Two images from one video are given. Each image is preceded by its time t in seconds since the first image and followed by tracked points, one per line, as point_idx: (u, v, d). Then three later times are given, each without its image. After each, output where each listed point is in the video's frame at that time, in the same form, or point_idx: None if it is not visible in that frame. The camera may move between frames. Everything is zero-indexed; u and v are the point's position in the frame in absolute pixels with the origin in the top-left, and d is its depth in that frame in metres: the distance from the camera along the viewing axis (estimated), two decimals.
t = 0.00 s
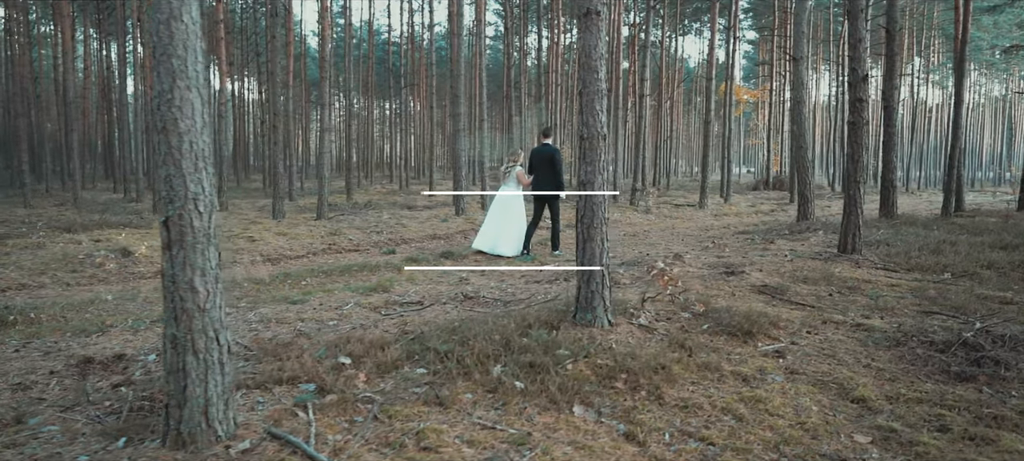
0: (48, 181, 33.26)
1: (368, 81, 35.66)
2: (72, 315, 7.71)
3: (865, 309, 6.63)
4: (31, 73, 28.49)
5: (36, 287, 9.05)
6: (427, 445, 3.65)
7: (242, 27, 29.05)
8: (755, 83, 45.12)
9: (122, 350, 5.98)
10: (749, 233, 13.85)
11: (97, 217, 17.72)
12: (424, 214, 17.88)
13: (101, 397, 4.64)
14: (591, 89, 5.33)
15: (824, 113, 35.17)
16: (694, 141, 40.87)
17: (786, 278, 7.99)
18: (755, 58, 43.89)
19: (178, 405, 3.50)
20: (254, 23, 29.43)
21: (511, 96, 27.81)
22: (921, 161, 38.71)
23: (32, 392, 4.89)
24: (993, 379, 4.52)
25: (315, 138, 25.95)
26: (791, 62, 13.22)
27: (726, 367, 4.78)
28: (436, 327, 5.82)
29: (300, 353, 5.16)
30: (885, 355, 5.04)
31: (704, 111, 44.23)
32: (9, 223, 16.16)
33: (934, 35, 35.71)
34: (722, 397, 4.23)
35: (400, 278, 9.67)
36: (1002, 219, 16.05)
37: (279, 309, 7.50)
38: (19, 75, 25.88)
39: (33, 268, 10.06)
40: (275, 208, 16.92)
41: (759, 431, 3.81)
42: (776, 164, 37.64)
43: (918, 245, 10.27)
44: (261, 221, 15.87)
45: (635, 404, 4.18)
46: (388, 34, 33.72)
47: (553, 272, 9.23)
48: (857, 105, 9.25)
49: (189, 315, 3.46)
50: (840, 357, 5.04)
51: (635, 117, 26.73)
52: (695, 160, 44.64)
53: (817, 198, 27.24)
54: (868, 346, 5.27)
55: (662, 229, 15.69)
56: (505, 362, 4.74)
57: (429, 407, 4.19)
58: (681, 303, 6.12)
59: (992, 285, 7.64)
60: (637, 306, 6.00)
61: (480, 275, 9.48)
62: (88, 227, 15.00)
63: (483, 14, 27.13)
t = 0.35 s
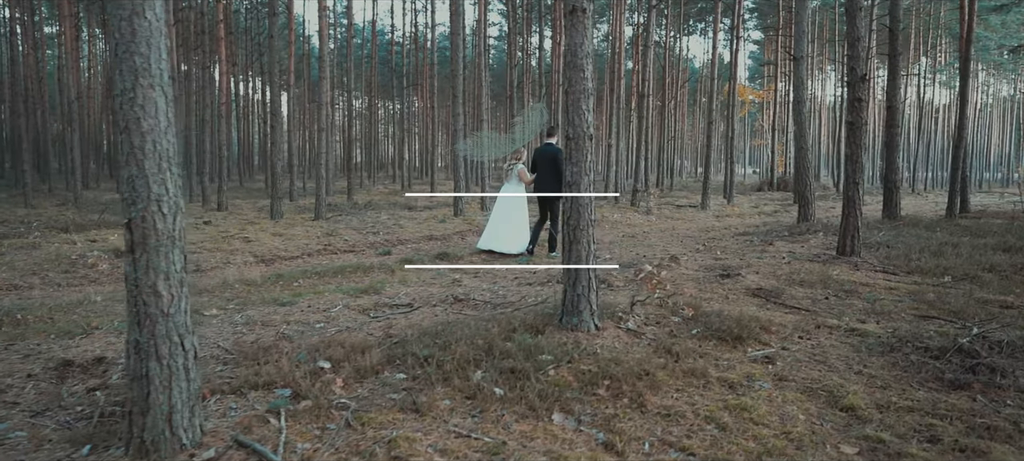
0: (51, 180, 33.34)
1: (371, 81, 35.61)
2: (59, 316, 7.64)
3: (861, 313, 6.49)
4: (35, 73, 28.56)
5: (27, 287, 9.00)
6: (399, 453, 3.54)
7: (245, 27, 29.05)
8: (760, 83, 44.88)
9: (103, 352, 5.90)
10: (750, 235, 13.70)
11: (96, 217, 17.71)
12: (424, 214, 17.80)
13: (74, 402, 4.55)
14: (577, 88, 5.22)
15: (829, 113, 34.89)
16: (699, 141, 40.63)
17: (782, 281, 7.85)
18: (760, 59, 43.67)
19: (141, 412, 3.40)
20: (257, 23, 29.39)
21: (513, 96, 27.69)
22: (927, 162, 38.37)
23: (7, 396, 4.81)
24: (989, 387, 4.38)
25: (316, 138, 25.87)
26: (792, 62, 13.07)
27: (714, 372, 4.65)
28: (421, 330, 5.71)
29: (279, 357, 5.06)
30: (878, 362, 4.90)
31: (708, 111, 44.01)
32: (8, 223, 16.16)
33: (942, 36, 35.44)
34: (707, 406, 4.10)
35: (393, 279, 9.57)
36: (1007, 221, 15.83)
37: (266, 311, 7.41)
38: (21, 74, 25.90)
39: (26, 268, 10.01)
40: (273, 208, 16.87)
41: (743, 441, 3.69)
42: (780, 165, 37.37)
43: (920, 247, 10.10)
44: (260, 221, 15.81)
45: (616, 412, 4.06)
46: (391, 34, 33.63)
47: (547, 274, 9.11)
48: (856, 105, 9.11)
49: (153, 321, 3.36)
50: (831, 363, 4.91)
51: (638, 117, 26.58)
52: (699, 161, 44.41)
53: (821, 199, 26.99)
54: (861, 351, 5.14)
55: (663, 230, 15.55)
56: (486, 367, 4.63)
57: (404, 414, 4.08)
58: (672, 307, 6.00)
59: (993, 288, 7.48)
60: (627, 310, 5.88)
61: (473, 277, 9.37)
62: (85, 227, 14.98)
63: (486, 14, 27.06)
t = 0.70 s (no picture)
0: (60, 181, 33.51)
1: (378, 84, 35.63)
2: (52, 318, 7.61)
3: (861, 318, 6.35)
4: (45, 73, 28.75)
5: (23, 288, 8.98)
6: None
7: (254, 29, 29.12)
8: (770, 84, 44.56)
9: (90, 354, 5.85)
10: (754, 237, 13.53)
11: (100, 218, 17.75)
12: (427, 216, 17.75)
13: (49, 407, 4.47)
14: (567, 89, 5.14)
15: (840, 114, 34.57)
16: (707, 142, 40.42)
17: (783, 285, 7.71)
18: (770, 59, 43.38)
19: (109, 419, 3.32)
20: (266, 25, 29.45)
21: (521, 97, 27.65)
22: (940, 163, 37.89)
23: None
24: (988, 396, 4.24)
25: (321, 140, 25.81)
26: (797, 62, 12.90)
27: (705, 380, 4.53)
28: (410, 333, 5.63)
29: (263, 361, 4.98)
30: (874, 369, 4.77)
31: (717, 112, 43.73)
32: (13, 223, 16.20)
33: (955, 37, 35.05)
34: (694, 416, 3.98)
35: (391, 281, 9.53)
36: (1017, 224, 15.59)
37: (258, 314, 7.35)
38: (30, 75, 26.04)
39: (25, 269, 10.01)
40: (277, 209, 16.86)
41: (729, 451, 3.58)
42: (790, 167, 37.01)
43: (926, 251, 9.92)
44: (263, 223, 15.82)
45: (600, 420, 3.95)
46: (399, 36, 33.68)
47: (544, 277, 9.02)
48: (861, 105, 8.94)
49: (121, 325, 3.28)
50: (826, 370, 4.78)
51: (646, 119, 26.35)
52: (707, 162, 44.20)
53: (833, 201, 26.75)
54: (858, 358, 5.00)
55: (666, 232, 15.41)
56: (470, 373, 4.53)
57: (384, 421, 3.98)
58: (665, 312, 5.88)
59: (998, 293, 7.33)
60: (619, 314, 5.77)
61: (471, 279, 9.29)
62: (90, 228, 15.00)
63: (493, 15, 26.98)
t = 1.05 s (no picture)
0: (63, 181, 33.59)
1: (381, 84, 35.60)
2: (40, 318, 7.57)
3: (853, 320, 6.24)
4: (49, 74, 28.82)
5: (14, 289, 8.95)
6: None
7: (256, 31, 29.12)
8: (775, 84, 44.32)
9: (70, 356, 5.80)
10: (753, 237, 13.40)
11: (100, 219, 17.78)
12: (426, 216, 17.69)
13: (20, 410, 4.41)
14: (550, 87, 5.05)
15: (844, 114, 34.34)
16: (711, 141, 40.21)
17: (777, 286, 7.60)
18: (775, 59, 43.15)
19: (69, 424, 3.25)
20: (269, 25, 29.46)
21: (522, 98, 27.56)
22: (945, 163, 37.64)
23: None
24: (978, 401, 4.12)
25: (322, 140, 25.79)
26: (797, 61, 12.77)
27: (688, 384, 4.43)
28: (392, 335, 5.55)
29: (241, 363, 4.91)
30: (863, 373, 4.66)
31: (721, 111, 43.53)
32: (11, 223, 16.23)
33: (962, 36, 34.75)
34: (673, 421, 3.89)
35: (383, 282, 9.46)
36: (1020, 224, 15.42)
37: (244, 316, 7.29)
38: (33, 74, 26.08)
39: (18, 269, 9.99)
40: (275, 210, 16.83)
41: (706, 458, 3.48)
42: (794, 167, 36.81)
43: (925, 252, 9.78)
44: (260, 223, 15.79)
45: (576, 425, 3.85)
46: (402, 36, 33.66)
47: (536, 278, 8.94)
48: (858, 104, 8.80)
49: (81, 327, 3.22)
50: (814, 374, 4.67)
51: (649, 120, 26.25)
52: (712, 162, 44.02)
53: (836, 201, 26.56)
54: (846, 361, 4.89)
55: (664, 232, 15.29)
56: (448, 377, 4.45)
57: (356, 426, 3.90)
58: (652, 315, 5.78)
59: (995, 294, 7.20)
60: (605, 316, 5.68)
61: (463, 281, 9.22)
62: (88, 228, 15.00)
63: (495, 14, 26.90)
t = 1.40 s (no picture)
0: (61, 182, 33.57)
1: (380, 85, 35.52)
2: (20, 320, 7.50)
3: (842, 324, 6.13)
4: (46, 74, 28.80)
5: None
6: None
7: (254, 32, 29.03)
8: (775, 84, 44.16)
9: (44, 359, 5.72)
10: (748, 238, 13.28)
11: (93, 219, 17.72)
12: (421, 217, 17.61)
13: None
14: (528, 87, 4.96)
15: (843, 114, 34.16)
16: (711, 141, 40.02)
17: (766, 289, 7.49)
18: (777, 59, 42.98)
19: (20, 433, 3.17)
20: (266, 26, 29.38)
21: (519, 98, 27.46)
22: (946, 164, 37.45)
23: None
24: (962, 410, 4.02)
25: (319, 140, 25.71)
26: (792, 61, 12.65)
27: (667, 392, 4.32)
28: (370, 340, 5.45)
29: (214, 369, 4.83)
30: (847, 379, 4.55)
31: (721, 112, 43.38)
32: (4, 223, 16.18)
33: (964, 37, 34.62)
34: (646, 430, 3.78)
35: (372, 284, 9.37)
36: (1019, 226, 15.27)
37: (226, 319, 7.19)
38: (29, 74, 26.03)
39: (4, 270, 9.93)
40: (268, 211, 16.76)
41: None
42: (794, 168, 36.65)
43: (919, 254, 9.64)
44: (254, 225, 15.70)
45: (546, 435, 3.75)
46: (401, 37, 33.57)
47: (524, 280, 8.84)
48: (851, 105, 8.68)
49: (32, 334, 3.13)
50: (796, 381, 4.57)
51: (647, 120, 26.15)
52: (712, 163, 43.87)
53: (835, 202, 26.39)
54: (830, 368, 4.79)
55: (659, 234, 15.17)
56: (420, 384, 4.35)
57: (321, 435, 3.80)
58: (636, 319, 5.68)
59: (988, 298, 7.08)
60: (587, 321, 5.58)
61: (452, 283, 9.12)
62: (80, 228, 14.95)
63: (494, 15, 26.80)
